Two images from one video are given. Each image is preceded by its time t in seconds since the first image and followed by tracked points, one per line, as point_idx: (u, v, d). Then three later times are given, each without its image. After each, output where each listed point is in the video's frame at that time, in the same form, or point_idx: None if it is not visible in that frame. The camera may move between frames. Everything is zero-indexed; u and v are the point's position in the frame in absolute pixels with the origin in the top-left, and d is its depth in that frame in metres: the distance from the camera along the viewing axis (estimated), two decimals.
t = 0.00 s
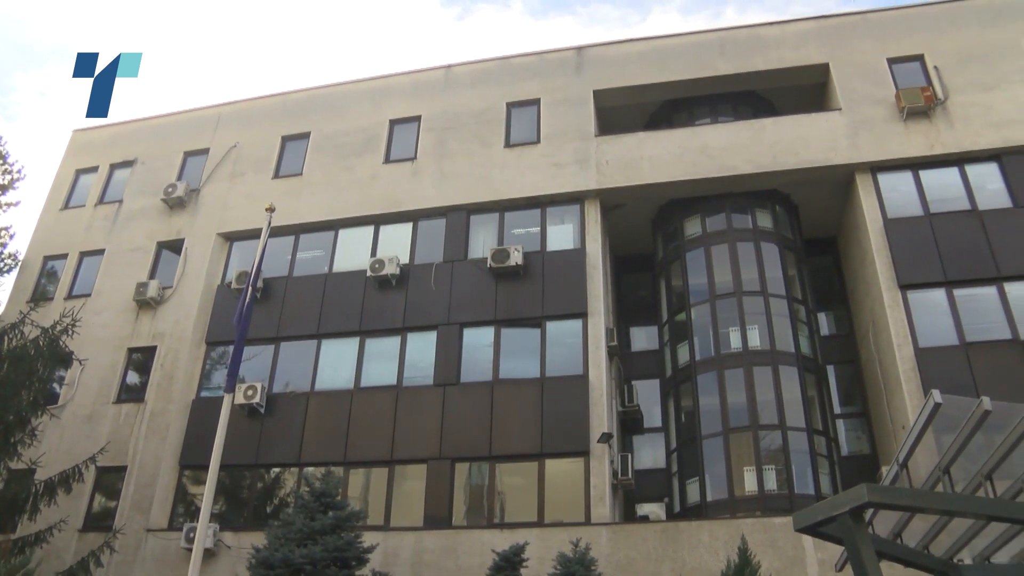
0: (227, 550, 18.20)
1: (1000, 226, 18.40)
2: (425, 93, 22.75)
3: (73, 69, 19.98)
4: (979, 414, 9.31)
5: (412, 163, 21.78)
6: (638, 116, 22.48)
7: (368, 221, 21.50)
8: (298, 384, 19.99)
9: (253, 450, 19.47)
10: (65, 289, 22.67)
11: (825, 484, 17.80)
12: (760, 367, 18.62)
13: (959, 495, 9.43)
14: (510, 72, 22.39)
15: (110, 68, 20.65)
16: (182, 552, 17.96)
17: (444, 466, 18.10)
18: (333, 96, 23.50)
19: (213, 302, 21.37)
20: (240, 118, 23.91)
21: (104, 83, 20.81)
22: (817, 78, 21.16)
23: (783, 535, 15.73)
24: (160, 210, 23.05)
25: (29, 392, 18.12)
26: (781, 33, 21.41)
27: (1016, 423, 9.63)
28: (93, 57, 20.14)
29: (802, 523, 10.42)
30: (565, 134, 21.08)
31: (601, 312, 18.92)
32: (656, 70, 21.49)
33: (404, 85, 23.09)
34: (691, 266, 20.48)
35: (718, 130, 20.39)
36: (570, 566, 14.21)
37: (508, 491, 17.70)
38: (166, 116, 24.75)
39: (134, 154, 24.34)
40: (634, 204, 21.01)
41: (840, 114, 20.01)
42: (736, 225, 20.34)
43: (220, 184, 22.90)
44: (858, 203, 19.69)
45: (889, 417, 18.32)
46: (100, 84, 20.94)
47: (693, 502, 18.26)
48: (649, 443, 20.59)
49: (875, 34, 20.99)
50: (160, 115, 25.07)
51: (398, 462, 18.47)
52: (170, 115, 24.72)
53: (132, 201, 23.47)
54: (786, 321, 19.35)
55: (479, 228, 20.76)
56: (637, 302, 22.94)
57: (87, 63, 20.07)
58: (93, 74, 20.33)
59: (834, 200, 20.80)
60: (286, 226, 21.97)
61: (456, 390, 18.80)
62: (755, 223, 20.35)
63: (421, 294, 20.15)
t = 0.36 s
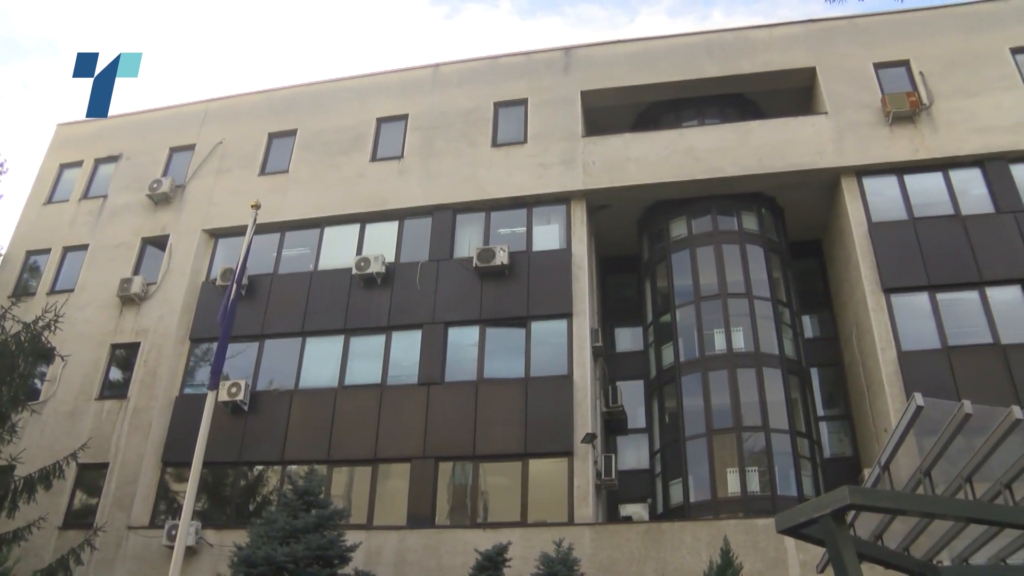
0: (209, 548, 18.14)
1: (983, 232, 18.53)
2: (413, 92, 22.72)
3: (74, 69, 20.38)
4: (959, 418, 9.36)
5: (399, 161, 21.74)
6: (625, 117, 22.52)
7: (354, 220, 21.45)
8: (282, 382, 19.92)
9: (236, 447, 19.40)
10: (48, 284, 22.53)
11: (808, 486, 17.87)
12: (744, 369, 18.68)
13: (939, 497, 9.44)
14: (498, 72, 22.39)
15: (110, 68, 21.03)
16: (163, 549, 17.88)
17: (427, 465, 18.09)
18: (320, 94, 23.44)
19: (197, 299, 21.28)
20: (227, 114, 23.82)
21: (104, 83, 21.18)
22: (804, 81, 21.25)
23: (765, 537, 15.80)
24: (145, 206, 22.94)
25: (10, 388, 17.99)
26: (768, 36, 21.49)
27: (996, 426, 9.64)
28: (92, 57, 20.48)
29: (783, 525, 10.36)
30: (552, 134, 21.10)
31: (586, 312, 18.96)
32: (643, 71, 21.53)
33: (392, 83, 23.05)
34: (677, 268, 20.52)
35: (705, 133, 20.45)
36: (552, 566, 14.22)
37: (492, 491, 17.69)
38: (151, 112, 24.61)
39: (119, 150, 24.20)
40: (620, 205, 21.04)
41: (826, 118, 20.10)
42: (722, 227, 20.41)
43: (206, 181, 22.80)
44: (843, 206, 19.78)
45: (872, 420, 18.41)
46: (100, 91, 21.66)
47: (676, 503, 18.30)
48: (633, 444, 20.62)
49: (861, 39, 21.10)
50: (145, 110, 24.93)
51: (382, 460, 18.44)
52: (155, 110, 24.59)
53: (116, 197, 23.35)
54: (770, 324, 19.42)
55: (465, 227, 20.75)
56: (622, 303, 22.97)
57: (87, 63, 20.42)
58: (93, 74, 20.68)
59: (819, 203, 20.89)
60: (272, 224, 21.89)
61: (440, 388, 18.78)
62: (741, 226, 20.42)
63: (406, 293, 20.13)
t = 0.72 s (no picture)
0: (192, 545, 18.06)
1: (966, 236, 18.66)
2: (401, 90, 22.68)
3: (75, 68, 20.33)
4: (941, 420, 9.40)
5: (386, 160, 21.71)
6: (612, 118, 22.55)
7: (340, 218, 21.41)
8: (266, 379, 19.85)
9: (220, 445, 19.31)
10: (30, 279, 22.37)
11: (791, 487, 17.94)
12: (729, 370, 18.74)
13: (921, 499, 9.45)
14: (486, 71, 22.39)
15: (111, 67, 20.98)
16: (145, 547, 17.78)
17: (411, 464, 18.06)
18: (308, 91, 23.37)
19: (182, 295, 21.19)
20: (213, 110, 23.72)
21: (105, 83, 21.13)
22: (791, 85, 21.34)
23: (748, 538, 15.86)
24: (130, 202, 22.82)
25: None
26: (756, 39, 21.56)
27: (977, 428, 9.68)
28: (93, 57, 20.42)
29: (766, 527, 10.33)
30: (539, 134, 21.11)
31: (571, 312, 18.99)
32: (631, 73, 21.57)
33: (379, 81, 23.01)
34: (662, 269, 20.55)
35: (692, 134, 20.51)
36: (536, 566, 14.23)
37: (476, 491, 17.68)
38: (137, 107, 24.47)
39: (104, 145, 24.06)
40: (607, 206, 21.07)
41: (813, 121, 20.19)
42: (708, 229, 20.47)
43: (192, 177, 22.70)
44: (829, 209, 19.87)
45: (855, 422, 18.50)
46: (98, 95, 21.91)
47: (660, 504, 18.33)
48: (617, 445, 20.63)
49: (848, 43, 21.21)
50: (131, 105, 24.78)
51: (366, 459, 18.40)
52: (141, 105, 24.46)
53: (101, 192, 23.21)
54: (755, 325, 19.48)
55: (451, 226, 20.74)
56: (607, 303, 23.00)
57: (88, 63, 20.34)
58: (94, 74, 20.63)
59: (805, 206, 20.98)
60: (258, 221, 21.80)
61: (425, 387, 18.77)
62: (727, 228, 20.48)
63: (392, 291, 20.10)
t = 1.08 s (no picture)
0: (174, 543, 17.96)
1: (949, 241, 18.78)
2: (388, 88, 22.65)
3: (75, 68, 20.46)
4: (923, 423, 9.42)
5: (372, 158, 21.68)
6: (599, 118, 22.58)
7: (326, 215, 21.35)
8: (250, 377, 19.78)
9: (202, 442, 19.21)
10: (12, 273, 22.23)
11: (774, 489, 18.00)
12: (713, 372, 18.79)
13: (902, 502, 9.43)
14: (474, 71, 22.38)
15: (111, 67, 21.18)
16: (126, 545, 17.68)
17: (395, 463, 18.03)
18: (295, 88, 23.30)
19: (166, 292, 21.10)
20: (200, 106, 23.63)
21: (104, 83, 21.28)
22: (777, 88, 21.43)
23: (730, 539, 15.93)
24: (114, 197, 22.69)
25: None
26: (743, 42, 21.63)
27: (958, 431, 9.68)
28: (93, 57, 20.59)
29: (749, 528, 10.34)
30: (526, 134, 21.13)
31: (556, 313, 19.02)
32: (618, 74, 21.60)
33: (367, 79, 22.97)
34: (647, 270, 20.59)
35: (679, 136, 20.57)
36: (518, 566, 14.24)
37: (459, 490, 17.67)
38: (123, 101, 24.34)
39: (89, 139, 23.92)
40: (593, 207, 21.11)
41: (799, 125, 20.27)
42: (693, 230, 20.52)
43: (177, 173, 22.61)
44: (813, 213, 19.96)
45: (838, 424, 18.58)
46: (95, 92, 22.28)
47: (642, 505, 18.36)
48: (601, 445, 20.66)
49: (835, 47, 21.32)
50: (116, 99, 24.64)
51: (349, 458, 18.36)
52: (127, 100, 24.33)
53: (85, 187, 23.08)
54: (739, 328, 19.54)
55: (437, 225, 20.73)
56: (592, 304, 23.03)
57: (88, 63, 20.54)
58: (93, 74, 20.80)
59: (790, 209, 21.07)
60: (243, 218, 21.73)
61: (409, 386, 18.75)
62: (712, 230, 20.55)
63: (377, 290, 20.06)
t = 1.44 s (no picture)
0: (151, 540, 17.80)
1: (929, 246, 18.92)
2: (373, 86, 22.61)
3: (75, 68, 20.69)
4: (901, 427, 9.43)
5: (357, 155, 21.63)
6: (584, 119, 22.62)
7: (309, 212, 21.29)
8: (231, 374, 19.69)
9: (182, 439, 19.08)
10: None
11: (753, 491, 18.08)
12: (694, 374, 18.84)
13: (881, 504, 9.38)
14: (459, 70, 22.37)
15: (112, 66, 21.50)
16: (103, 542, 17.53)
17: (375, 462, 17.98)
18: (280, 84, 23.22)
19: (147, 287, 20.99)
20: (183, 101, 23.51)
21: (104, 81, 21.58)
22: (761, 91, 21.53)
23: (710, 540, 15.99)
24: (96, 191, 22.54)
25: None
26: (727, 45, 21.72)
27: (936, 433, 9.71)
28: (93, 57, 20.88)
29: (728, 529, 10.24)
30: (511, 134, 21.14)
31: (539, 313, 19.05)
32: (603, 75, 21.64)
33: (352, 76, 22.92)
34: (630, 271, 20.63)
35: (663, 138, 20.64)
36: (497, 566, 14.24)
37: (439, 489, 17.65)
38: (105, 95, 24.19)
39: (70, 132, 23.74)
40: (577, 207, 21.14)
41: (782, 128, 20.37)
42: (676, 232, 20.58)
43: (160, 167, 22.49)
44: (796, 216, 20.06)
45: (817, 427, 18.70)
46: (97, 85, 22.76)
47: (622, 506, 18.39)
48: (581, 445, 20.69)
49: (819, 52, 21.44)
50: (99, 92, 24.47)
51: (329, 456, 18.30)
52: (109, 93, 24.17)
53: (66, 180, 22.92)
54: (721, 330, 19.61)
55: (421, 223, 20.71)
56: (575, 304, 23.07)
57: (87, 62, 20.85)
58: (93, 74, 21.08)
59: (772, 212, 21.17)
60: (226, 213, 21.63)
61: (390, 384, 18.72)
62: (695, 232, 20.62)
63: (359, 287, 20.02)
